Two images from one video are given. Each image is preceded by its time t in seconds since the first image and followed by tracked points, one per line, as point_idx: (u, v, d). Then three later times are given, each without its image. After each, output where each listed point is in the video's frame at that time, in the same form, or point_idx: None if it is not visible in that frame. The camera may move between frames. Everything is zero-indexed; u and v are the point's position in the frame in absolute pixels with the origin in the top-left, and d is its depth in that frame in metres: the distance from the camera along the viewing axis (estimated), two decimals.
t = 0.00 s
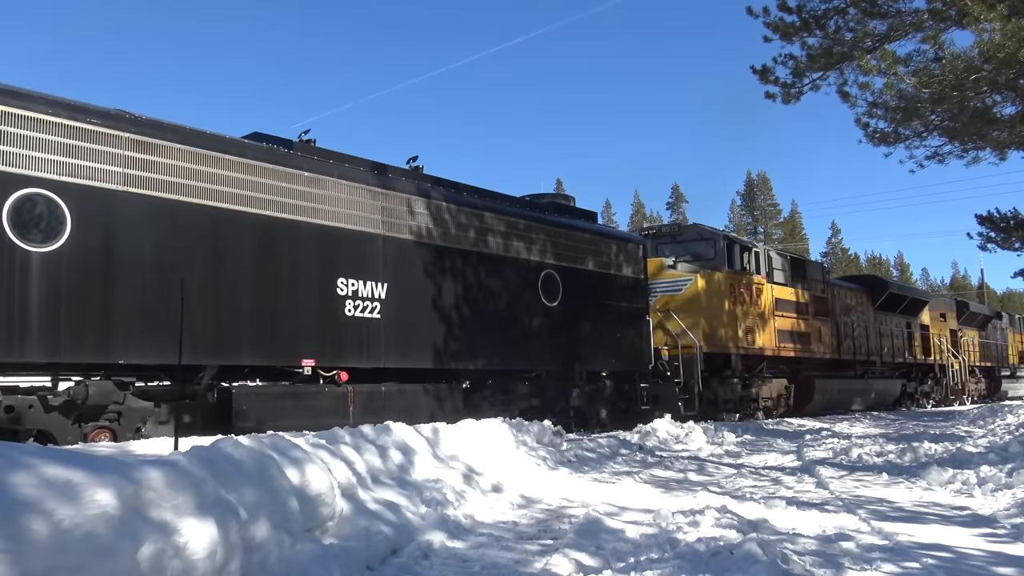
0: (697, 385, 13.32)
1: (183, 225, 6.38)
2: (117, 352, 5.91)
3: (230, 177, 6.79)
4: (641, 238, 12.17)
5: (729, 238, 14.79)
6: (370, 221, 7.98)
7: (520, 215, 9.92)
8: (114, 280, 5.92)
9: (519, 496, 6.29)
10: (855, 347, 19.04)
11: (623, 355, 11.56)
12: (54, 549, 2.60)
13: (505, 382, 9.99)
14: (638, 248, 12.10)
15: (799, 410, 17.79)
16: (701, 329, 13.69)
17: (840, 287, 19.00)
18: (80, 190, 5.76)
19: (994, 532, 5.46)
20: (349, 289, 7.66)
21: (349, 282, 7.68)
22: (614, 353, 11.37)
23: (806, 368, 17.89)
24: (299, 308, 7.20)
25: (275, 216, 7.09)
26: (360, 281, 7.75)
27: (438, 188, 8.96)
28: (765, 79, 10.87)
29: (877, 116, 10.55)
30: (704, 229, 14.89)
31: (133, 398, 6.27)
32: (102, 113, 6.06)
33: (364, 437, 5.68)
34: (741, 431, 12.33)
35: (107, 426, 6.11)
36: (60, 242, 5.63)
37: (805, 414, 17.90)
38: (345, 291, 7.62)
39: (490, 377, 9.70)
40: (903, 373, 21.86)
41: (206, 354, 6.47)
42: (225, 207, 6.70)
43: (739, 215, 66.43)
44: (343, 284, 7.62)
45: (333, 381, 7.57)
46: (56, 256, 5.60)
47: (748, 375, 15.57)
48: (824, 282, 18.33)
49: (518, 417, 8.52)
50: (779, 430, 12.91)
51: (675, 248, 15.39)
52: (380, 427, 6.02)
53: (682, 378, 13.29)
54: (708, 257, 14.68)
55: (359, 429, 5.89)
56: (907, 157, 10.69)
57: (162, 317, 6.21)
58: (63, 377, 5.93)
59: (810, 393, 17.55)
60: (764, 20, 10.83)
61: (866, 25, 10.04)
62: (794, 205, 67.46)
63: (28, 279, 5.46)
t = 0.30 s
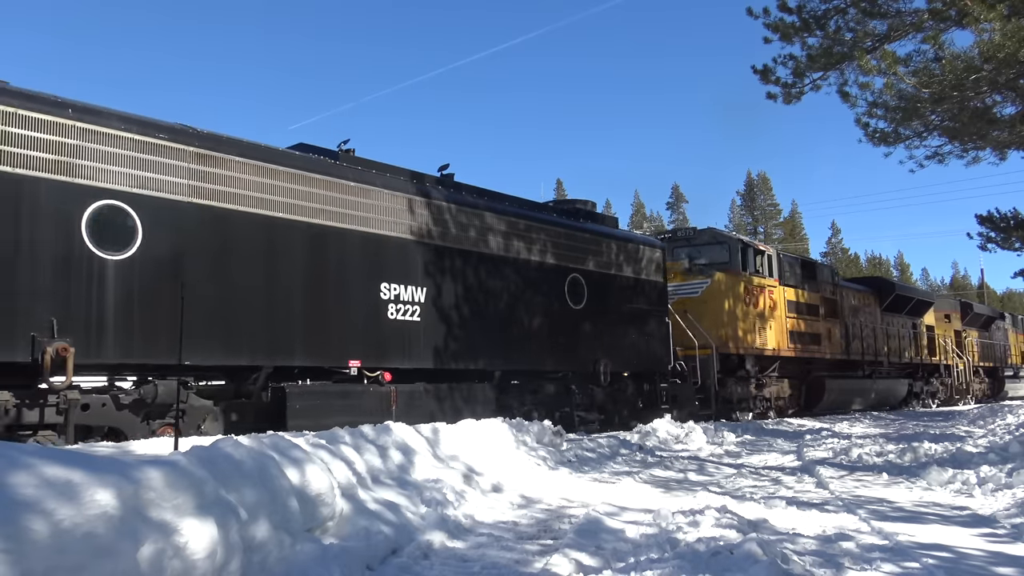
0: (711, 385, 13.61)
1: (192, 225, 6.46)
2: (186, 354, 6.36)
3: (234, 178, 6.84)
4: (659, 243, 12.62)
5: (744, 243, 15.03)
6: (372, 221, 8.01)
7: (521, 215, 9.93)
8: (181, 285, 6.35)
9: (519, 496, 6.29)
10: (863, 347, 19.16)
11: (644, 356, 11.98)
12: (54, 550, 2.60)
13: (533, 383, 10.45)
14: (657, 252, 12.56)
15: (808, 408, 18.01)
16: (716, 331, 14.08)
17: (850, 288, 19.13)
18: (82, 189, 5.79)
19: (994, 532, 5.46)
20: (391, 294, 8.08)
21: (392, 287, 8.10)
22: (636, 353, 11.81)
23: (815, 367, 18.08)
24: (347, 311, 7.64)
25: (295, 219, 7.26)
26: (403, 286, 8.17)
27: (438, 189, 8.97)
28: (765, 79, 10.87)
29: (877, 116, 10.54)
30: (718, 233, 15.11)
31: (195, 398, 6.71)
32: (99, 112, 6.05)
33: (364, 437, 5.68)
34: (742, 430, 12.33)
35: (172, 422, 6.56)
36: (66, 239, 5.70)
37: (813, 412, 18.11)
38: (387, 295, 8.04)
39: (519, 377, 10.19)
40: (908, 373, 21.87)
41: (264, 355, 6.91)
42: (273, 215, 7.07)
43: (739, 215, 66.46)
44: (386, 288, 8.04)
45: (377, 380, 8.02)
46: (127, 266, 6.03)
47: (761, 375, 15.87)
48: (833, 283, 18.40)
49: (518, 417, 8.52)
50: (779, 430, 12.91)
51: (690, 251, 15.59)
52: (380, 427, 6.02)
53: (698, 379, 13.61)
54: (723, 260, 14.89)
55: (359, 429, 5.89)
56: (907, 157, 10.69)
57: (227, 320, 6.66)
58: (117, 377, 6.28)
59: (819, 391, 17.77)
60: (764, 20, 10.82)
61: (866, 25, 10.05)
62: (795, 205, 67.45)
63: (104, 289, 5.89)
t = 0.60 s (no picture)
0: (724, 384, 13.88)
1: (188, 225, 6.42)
2: (239, 355, 6.70)
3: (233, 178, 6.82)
4: (675, 247, 13.01)
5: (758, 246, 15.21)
6: (373, 221, 8.02)
7: (521, 215, 9.94)
8: (231, 289, 6.67)
9: (519, 496, 6.29)
10: (870, 347, 19.24)
11: (660, 356, 12.36)
12: (54, 549, 2.60)
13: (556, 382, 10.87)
14: (673, 256, 12.96)
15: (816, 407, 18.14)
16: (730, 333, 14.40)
17: (858, 289, 19.22)
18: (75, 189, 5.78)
19: (994, 532, 5.46)
20: (425, 297, 8.46)
21: (426, 291, 8.47)
22: (653, 353, 12.19)
23: (824, 367, 18.20)
24: (383, 313, 8.01)
25: (328, 224, 7.56)
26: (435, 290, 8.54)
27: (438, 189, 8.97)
28: (765, 80, 10.87)
29: (877, 116, 10.53)
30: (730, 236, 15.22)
31: (245, 397, 7.00)
32: (89, 110, 6.01)
33: (364, 437, 5.68)
34: (742, 430, 12.33)
35: (225, 419, 6.84)
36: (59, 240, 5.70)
37: (820, 411, 18.25)
38: (422, 298, 8.41)
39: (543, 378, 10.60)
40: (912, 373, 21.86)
41: (309, 356, 7.27)
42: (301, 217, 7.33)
43: (739, 215, 66.48)
44: (420, 291, 8.41)
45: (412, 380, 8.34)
46: (182, 273, 6.36)
47: (773, 376, 16.12)
48: (842, 285, 18.52)
49: (518, 417, 8.52)
50: (779, 430, 12.91)
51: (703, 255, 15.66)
52: (380, 427, 6.01)
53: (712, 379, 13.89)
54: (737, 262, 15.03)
55: (359, 429, 5.89)
56: (907, 157, 10.68)
57: (274, 322, 7.00)
58: (163, 377, 6.51)
59: (827, 391, 17.90)
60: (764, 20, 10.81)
61: (866, 25, 10.05)
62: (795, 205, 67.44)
63: (163, 294, 6.23)
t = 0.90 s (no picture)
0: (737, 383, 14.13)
1: (180, 223, 6.36)
2: (287, 355, 7.05)
3: (229, 177, 6.77)
4: (690, 251, 13.37)
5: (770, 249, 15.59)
6: (383, 223, 8.12)
7: (521, 215, 9.93)
8: (278, 294, 7.01)
9: (519, 496, 6.29)
10: (877, 347, 19.31)
11: (677, 357, 12.77)
12: (54, 549, 2.60)
13: (578, 382, 11.32)
14: (688, 258, 13.34)
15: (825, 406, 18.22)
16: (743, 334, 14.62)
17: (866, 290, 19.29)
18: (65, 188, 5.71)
19: (994, 532, 5.46)
20: (456, 300, 8.83)
21: (456, 294, 8.85)
22: (670, 353, 12.60)
23: (833, 366, 18.28)
24: (417, 315, 8.36)
25: (367, 230, 7.92)
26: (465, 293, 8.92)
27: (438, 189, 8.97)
28: (765, 80, 10.87)
29: (877, 116, 10.52)
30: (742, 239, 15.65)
31: (289, 396, 7.28)
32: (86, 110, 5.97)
33: (364, 437, 5.68)
34: (741, 430, 12.33)
35: (272, 418, 7.11)
36: (71, 242, 5.74)
37: (829, 410, 18.33)
38: (453, 301, 8.80)
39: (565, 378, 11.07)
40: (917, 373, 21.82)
41: (350, 356, 7.63)
42: (323, 222, 7.48)
43: (739, 215, 66.47)
44: (451, 295, 8.79)
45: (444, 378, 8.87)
46: (233, 277, 6.69)
47: (783, 376, 16.33)
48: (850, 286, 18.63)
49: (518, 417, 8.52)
50: (779, 430, 12.91)
51: (715, 257, 16.06)
52: (380, 427, 6.01)
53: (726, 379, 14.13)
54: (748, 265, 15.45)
55: (359, 429, 5.89)
56: (907, 157, 10.66)
57: (318, 324, 7.35)
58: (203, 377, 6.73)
59: (836, 391, 17.98)
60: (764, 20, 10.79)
61: (866, 24, 10.05)
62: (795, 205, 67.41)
63: (216, 298, 6.55)
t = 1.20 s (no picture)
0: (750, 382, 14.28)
1: (198, 229, 6.44)
2: (330, 357, 7.34)
3: (230, 177, 6.71)
4: (703, 254, 13.73)
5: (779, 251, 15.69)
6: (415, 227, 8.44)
7: (521, 215, 9.93)
8: (321, 299, 7.31)
9: (519, 496, 6.29)
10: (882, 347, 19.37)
11: (692, 356, 13.14)
12: (54, 550, 2.60)
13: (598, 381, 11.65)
14: (704, 262, 13.74)
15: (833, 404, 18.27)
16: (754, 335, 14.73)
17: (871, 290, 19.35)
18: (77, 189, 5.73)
19: (994, 532, 5.46)
20: (485, 303, 9.21)
21: (485, 298, 9.22)
22: (686, 353, 12.96)
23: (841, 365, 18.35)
24: (448, 317, 8.72)
25: (402, 237, 8.26)
26: (493, 296, 9.27)
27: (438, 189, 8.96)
28: (765, 80, 10.87)
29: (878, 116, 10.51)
30: (751, 241, 15.79)
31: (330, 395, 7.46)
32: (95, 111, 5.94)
33: (364, 437, 5.68)
34: (741, 430, 12.33)
35: (314, 416, 7.31)
36: (132, 251, 6.03)
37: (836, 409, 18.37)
38: (482, 304, 9.18)
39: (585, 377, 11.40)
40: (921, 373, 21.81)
41: (387, 357, 7.97)
42: (359, 230, 7.80)
43: (739, 215, 66.44)
44: (481, 298, 9.18)
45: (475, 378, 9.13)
46: (280, 283, 7.00)
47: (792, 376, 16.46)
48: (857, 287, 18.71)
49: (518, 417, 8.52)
50: (779, 430, 12.90)
51: (725, 259, 16.20)
52: (380, 427, 6.01)
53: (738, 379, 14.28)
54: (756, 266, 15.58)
55: (359, 429, 5.89)
56: (908, 157, 10.65)
57: (359, 328, 7.68)
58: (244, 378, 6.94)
59: (844, 389, 18.05)
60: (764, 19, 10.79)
61: (866, 25, 10.04)
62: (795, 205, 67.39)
63: (265, 303, 6.87)
